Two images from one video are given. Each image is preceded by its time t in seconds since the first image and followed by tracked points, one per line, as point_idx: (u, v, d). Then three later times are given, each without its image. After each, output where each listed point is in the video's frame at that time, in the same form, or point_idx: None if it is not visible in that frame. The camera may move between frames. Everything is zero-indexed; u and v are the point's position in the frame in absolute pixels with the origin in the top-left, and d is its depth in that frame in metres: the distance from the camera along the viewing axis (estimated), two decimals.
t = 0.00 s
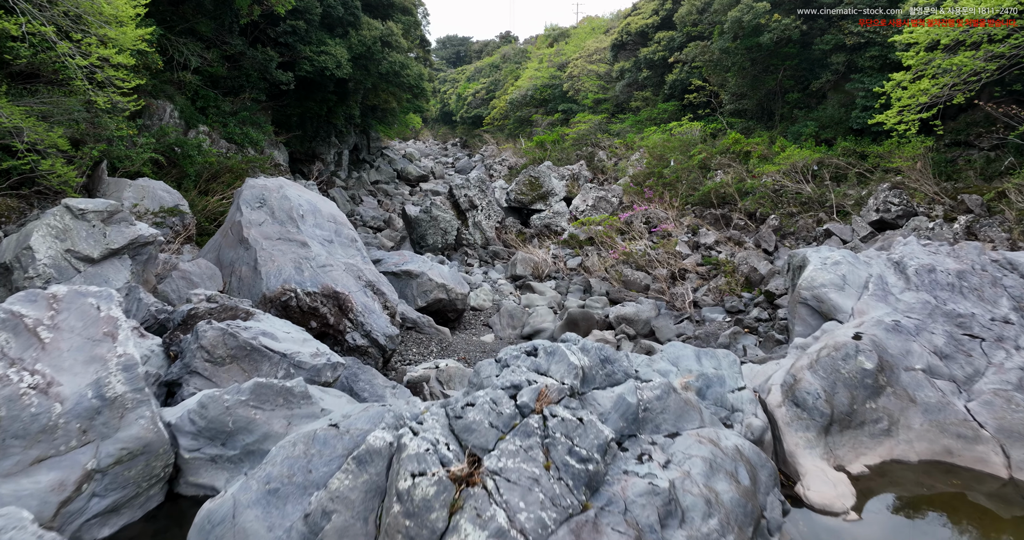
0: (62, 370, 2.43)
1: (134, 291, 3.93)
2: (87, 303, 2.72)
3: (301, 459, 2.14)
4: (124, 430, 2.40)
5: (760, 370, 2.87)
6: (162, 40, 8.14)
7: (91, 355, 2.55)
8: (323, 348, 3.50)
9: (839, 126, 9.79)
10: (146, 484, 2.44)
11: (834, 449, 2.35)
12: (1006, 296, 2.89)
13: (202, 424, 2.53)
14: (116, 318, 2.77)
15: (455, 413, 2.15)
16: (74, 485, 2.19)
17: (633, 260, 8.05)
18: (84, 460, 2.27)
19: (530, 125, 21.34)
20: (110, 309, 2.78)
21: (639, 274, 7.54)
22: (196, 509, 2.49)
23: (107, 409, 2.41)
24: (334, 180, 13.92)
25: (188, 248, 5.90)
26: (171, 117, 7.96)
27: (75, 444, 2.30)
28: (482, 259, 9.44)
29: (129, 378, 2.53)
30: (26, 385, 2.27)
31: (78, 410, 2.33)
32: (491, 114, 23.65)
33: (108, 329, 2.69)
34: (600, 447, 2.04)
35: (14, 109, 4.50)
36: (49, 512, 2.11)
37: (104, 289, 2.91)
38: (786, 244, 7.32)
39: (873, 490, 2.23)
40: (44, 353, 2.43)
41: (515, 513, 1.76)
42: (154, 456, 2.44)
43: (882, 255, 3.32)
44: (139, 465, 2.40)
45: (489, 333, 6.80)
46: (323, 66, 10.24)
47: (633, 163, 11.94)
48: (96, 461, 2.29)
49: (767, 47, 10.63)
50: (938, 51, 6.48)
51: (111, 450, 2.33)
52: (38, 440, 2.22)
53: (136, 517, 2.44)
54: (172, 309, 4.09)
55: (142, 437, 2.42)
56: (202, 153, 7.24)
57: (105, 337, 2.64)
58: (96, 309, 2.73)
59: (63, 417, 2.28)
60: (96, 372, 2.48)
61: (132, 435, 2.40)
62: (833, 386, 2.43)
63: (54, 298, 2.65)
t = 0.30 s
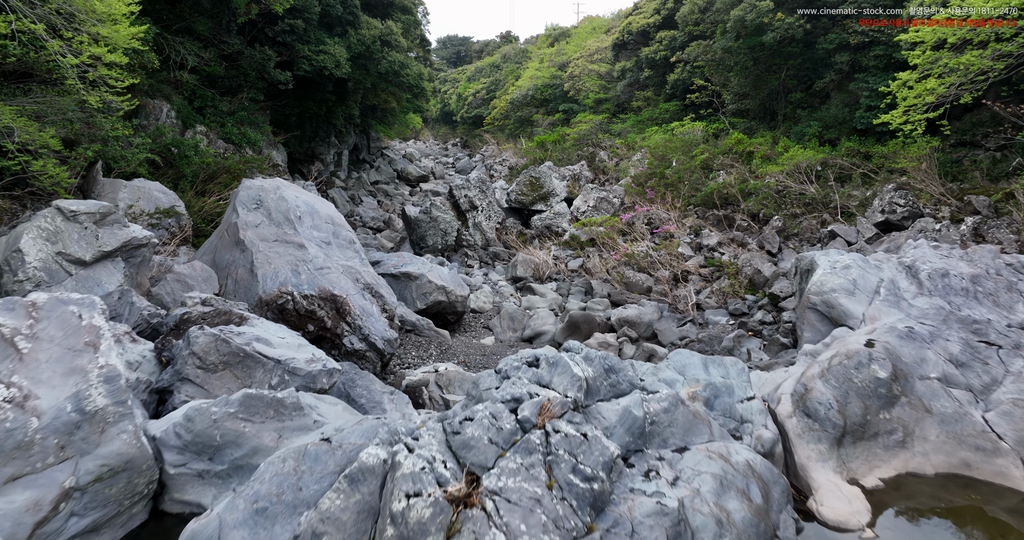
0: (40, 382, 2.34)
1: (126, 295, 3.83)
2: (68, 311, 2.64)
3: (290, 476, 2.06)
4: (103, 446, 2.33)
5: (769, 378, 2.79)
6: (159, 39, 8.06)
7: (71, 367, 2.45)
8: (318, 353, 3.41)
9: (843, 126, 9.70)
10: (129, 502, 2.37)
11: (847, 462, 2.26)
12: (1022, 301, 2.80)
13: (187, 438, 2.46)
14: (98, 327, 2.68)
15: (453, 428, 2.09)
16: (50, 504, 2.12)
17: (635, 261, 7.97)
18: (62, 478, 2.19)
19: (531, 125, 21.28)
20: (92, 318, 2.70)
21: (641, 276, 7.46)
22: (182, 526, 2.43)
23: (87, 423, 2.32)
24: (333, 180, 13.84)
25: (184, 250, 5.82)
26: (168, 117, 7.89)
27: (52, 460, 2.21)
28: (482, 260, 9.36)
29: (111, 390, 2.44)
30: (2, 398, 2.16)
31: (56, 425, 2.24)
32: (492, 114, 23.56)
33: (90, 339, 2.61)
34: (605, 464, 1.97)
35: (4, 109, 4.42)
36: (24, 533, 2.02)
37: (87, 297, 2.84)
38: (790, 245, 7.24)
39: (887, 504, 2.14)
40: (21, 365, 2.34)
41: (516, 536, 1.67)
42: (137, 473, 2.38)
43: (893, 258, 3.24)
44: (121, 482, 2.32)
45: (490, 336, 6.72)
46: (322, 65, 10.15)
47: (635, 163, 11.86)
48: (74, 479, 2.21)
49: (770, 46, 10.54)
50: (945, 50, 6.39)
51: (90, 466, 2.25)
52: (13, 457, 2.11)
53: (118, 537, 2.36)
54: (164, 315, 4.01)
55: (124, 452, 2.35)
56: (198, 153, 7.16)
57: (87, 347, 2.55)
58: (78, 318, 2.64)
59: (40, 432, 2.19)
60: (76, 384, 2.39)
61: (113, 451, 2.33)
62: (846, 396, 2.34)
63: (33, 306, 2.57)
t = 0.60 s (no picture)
0: (16, 394, 2.04)
1: (119, 298, 3.78)
2: (48, 319, 2.37)
3: (279, 494, 1.92)
4: (82, 463, 1.99)
5: (777, 386, 2.71)
6: (155, 38, 7.98)
7: (51, 379, 2.16)
8: (314, 359, 3.34)
9: (847, 127, 9.62)
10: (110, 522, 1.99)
11: (861, 475, 2.17)
12: None
13: (173, 453, 2.15)
14: (80, 337, 2.39)
15: (450, 445, 2.01)
16: (24, 527, 1.77)
17: (637, 263, 7.89)
18: (37, 498, 1.85)
19: (531, 125, 21.22)
20: (74, 327, 2.41)
21: (643, 278, 7.38)
22: None
23: (66, 439, 2.00)
24: (333, 181, 13.75)
25: (179, 251, 5.74)
26: (164, 117, 7.80)
27: (27, 479, 1.88)
28: (482, 262, 9.27)
29: (92, 403, 2.14)
30: None
31: (32, 441, 1.92)
32: (492, 115, 23.50)
33: (70, 350, 2.32)
34: (610, 484, 1.88)
35: None
36: None
37: (67, 305, 2.54)
38: (794, 246, 7.16)
39: (904, 520, 2.04)
40: None
41: None
42: (119, 490, 2.03)
43: (903, 262, 3.16)
44: (101, 501, 1.97)
45: (490, 339, 6.63)
46: (321, 64, 10.06)
47: (636, 163, 11.78)
48: (51, 498, 1.88)
49: (773, 46, 10.45)
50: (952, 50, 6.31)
51: (69, 484, 1.92)
52: None
53: None
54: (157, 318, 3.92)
55: (104, 470, 2.01)
56: (195, 154, 7.08)
57: (67, 358, 2.26)
58: (59, 326, 2.37)
59: (15, 449, 1.87)
60: (56, 397, 2.08)
61: (93, 467, 1.99)
62: (859, 406, 2.25)
63: (11, 313, 2.29)
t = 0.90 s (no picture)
0: None
1: (111, 303, 3.77)
2: (25, 330, 2.27)
3: (267, 515, 1.83)
4: (59, 482, 1.86)
5: (788, 394, 2.63)
6: (152, 38, 7.91)
7: (26, 393, 2.03)
8: (311, 365, 3.26)
9: (851, 127, 9.52)
10: None
11: (876, 490, 2.09)
12: None
13: (157, 470, 2.04)
14: (60, 346, 2.28)
15: (447, 465, 1.95)
16: None
17: (639, 265, 7.81)
18: (11, 519, 1.74)
19: (532, 125, 21.15)
20: (53, 336, 2.30)
21: (645, 280, 7.30)
22: None
23: (41, 457, 1.87)
24: (332, 181, 13.68)
25: (176, 253, 5.67)
26: (161, 117, 7.73)
27: None
28: (483, 263, 9.20)
29: (70, 419, 2.02)
30: None
31: (5, 459, 1.80)
32: (493, 115, 23.44)
33: (48, 362, 2.19)
34: (617, 505, 1.80)
35: None
36: None
37: (46, 312, 2.45)
38: (799, 248, 7.07)
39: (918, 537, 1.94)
40: None
41: None
42: (98, 510, 1.89)
43: (915, 266, 3.08)
44: (79, 522, 1.84)
45: (490, 341, 6.55)
46: (319, 64, 9.99)
47: (638, 164, 11.70)
48: (26, 520, 1.75)
49: (776, 45, 10.37)
50: (959, 49, 6.23)
51: (45, 505, 1.79)
52: None
53: None
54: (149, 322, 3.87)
55: (83, 489, 1.88)
56: (192, 154, 7.01)
57: (44, 371, 2.14)
58: (36, 337, 2.26)
59: None
60: (30, 413, 1.96)
61: (70, 487, 1.86)
62: (873, 417, 2.16)
63: None
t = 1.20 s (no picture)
0: None
1: (103, 307, 3.68)
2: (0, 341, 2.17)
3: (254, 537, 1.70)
4: (34, 503, 1.76)
5: (798, 402, 2.55)
6: (148, 36, 7.84)
7: None
8: (306, 371, 3.18)
9: (855, 127, 9.43)
10: None
11: (892, 506, 1.98)
12: None
13: (138, 488, 1.93)
14: (37, 358, 2.20)
15: (445, 486, 1.88)
16: None
17: (641, 266, 7.74)
18: None
19: (533, 125, 21.07)
20: (29, 348, 2.22)
21: (647, 282, 7.22)
22: None
23: (14, 477, 1.78)
24: (332, 181, 13.62)
25: (172, 255, 5.60)
26: (158, 117, 7.67)
27: None
28: (483, 265, 9.13)
29: (45, 436, 1.93)
30: None
31: None
32: (494, 115, 23.37)
33: (24, 375, 2.10)
34: (624, 530, 1.71)
35: None
36: None
37: (25, 322, 2.39)
38: (803, 250, 7.00)
39: None
40: None
41: None
42: (75, 533, 1.80)
43: (928, 271, 2.99)
44: None
45: (491, 344, 6.47)
46: (318, 63, 9.92)
47: (639, 165, 11.63)
48: None
49: (779, 44, 10.28)
50: (966, 47, 6.13)
51: (17, 528, 1.68)
52: None
53: None
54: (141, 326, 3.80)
55: (59, 510, 1.78)
56: (189, 155, 6.94)
57: (20, 384, 2.05)
58: (12, 348, 2.17)
59: None
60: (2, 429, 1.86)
61: (45, 508, 1.75)
62: (889, 430, 2.07)
63: None
